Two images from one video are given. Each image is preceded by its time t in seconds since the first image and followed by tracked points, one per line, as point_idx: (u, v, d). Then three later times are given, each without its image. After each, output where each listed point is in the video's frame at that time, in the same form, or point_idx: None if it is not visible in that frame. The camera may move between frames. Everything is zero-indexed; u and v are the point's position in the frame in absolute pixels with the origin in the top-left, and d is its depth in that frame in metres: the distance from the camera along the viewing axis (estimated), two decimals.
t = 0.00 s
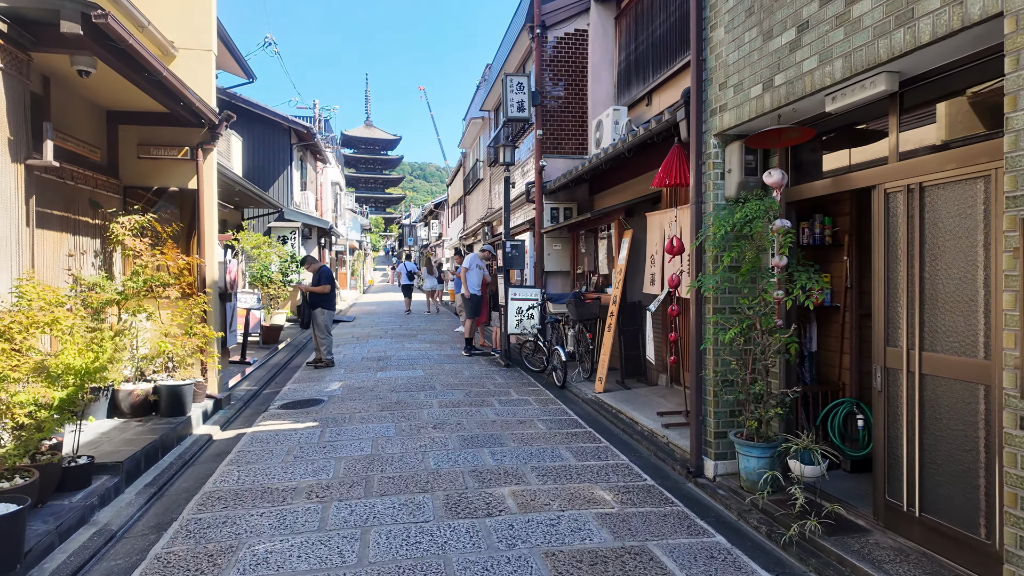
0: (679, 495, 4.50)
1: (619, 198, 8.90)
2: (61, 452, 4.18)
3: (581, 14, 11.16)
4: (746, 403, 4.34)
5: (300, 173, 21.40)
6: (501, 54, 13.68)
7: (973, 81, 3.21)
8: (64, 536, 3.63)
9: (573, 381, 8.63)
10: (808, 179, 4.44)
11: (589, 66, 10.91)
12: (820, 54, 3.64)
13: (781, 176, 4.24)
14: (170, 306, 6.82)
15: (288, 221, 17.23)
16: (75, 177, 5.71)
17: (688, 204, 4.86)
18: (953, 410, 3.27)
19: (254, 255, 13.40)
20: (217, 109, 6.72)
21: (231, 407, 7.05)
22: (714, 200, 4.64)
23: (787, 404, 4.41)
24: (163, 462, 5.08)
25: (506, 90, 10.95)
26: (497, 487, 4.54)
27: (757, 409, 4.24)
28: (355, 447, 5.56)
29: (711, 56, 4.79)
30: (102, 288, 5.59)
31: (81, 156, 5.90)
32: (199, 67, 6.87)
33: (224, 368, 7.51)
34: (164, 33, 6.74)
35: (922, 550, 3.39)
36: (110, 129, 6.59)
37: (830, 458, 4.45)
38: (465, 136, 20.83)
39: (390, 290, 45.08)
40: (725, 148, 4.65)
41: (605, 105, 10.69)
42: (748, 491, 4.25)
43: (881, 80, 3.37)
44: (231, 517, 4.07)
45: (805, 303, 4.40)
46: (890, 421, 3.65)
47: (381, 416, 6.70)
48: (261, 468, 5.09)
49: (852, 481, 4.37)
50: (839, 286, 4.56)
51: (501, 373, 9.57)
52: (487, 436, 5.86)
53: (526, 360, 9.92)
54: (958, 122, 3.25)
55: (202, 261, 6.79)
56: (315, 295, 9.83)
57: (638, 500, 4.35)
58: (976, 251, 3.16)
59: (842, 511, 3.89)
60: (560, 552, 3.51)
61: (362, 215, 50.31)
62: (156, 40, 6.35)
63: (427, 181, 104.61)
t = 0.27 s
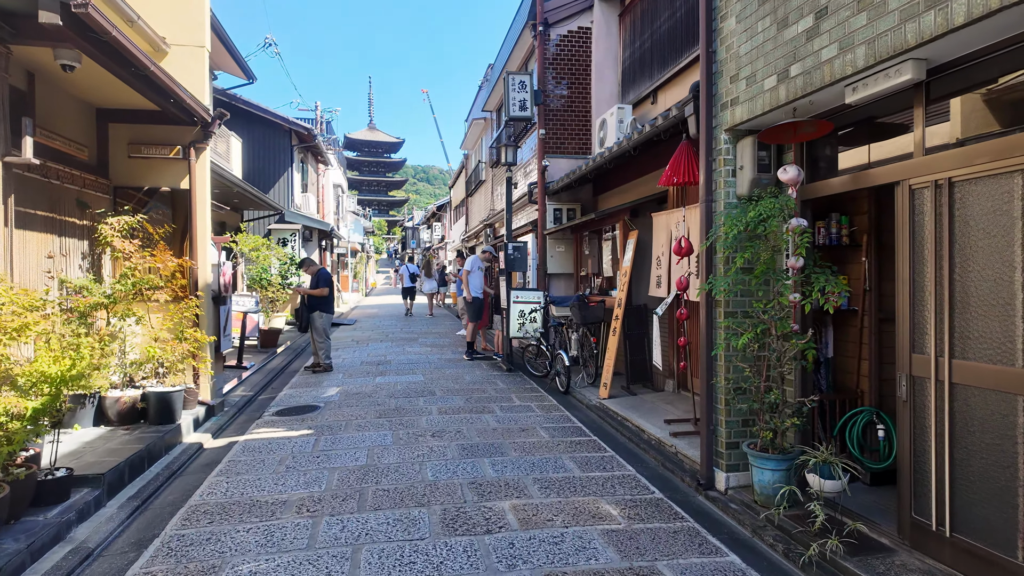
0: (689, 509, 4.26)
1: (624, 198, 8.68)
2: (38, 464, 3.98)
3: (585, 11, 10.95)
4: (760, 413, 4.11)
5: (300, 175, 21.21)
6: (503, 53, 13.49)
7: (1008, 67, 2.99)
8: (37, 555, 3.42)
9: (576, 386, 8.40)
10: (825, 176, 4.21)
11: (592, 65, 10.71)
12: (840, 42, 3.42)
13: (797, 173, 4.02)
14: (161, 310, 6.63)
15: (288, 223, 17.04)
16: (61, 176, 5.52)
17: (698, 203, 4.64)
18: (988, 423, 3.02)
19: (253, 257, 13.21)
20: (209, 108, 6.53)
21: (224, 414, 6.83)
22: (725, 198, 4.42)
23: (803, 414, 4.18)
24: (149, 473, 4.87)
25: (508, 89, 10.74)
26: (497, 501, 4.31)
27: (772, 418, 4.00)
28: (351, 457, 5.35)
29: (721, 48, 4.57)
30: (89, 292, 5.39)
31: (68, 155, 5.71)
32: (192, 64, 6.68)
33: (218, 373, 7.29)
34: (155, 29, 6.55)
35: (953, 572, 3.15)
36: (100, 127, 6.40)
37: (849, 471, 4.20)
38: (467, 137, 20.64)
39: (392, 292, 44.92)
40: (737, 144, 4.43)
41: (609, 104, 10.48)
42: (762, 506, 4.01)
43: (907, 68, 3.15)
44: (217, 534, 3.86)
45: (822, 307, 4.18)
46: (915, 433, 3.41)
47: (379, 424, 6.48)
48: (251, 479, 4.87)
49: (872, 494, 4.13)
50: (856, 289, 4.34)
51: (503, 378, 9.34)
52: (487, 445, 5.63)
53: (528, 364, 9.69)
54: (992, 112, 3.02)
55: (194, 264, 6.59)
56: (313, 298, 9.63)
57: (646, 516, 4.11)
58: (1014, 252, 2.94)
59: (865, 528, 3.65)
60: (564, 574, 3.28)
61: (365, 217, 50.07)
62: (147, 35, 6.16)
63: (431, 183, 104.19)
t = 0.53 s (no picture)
0: (698, 532, 4.02)
1: (629, 203, 8.46)
2: (11, 484, 3.77)
3: (588, 13, 10.77)
4: (774, 430, 3.87)
5: (303, 181, 21.10)
6: (506, 56, 13.32)
7: None
8: None
9: (581, 396, 8.15)
10: (841, 179, 3.98)
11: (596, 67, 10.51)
12: (860, 36, 3.20)
13: (813, 175, 3.79)
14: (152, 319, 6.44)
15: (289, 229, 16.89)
16: (46, 182, 5.34)
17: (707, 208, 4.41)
18: None
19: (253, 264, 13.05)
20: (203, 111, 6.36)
21: (217, 426, 6.63)
22: (735, 203, 4.20)
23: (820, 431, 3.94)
24: (133, 491, 4.66)
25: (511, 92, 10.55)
26: (495, 523, 4.08)
27: (787, 436, 3.76)
28: (345, 473, 5.13)
29: (731, 45, 4.36)
30: (75, 301, 5.20)
31: (55, 159, 5.53)
32: (184, 67, 6.51)
33: (211, 383, 7.08)
34: (147, 30, 6.38)
35: None
36: (89, 131, 6.23)
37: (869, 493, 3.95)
38: (471, 142, 20.49)
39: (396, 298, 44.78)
40: (749, 146, 4.20)
41: (613, 107, 10.28)
42: (777, 530, 3.76)
43: (934, 62, 2.92)
44: (198, 559, 3.64)
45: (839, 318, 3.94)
46: (944, 457, 3.16)
47: (376, 437, 6.26)
48: (239, 497, 4.66)
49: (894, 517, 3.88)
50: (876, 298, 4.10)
51: (505, 387, 9.11)
52: (487, 461, 5.40)
53: (531, 373, 9.45)
54: None
55: (186, 271, 6.40)
56: (312, 305, 9.43)
57: (653, 540, 3.87)
58: None
59: (888, 556, 3.40)
60: None
61: (369, 223, 50.04)
62: (138, 37, 6.00)
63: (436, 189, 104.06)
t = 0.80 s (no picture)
0: (710, 550, 3.81)
1: (635, 209, 8.31)
2: None
3: (593, 17, 10.66)
4: (790, 443, 3.68)
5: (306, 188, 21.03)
6: (510, 62, 13.23)
7: None
8: None
9: (586, 407, 7.96)
10: (859, 180, 3.81)
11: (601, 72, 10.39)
12: (880, 28, 3.04)
13: (829, 176, 3.62)
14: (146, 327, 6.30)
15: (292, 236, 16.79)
16: (37, 186, 5.22)
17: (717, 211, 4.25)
18: None
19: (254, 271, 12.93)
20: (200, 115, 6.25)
21: (212, 437, 6.46)
22: (747, 205, 4.03)
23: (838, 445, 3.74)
24: (121, 504, 4.49)
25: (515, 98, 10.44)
26: (497, 541, 3.89)
27: (803, 450, 3.57)
28: (341, 486, 4.95)
29: (742, 43, 4.21)
30: (65, 308, 5.06)
31: (47, 163, 5.42)
32: (182, 70, 6.40)
33: (207, 393, 6.90)
34: (145, 33, 6.29)
35: None
36: (84, 135, 6.12)
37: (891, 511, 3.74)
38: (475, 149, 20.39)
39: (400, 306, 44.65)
40: (761, 146, 4.04)
41: (618, 112, 10.14)
42: (794, 550, 3.55)
43: (960, 54, 2.76)
44: None
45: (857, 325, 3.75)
46: (974, 473, 2.96)
47: (375, 449, 6.08)
48: (230, 511, 4.48)
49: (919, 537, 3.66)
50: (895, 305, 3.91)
51: (509, 397, 8.91)
52: (489, 474, 5.21)
53: (535, 383, 9.26)
54: None
55: (182, 278, 6.27)
56: (313, 313, 9.28)
57: (663, 559, 3.67)
58: None
59: None
60: None
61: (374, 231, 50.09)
62: (135, 40, 5.90)
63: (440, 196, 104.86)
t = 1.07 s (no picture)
0: (728, 565, 3.61)
1: (643, 211, 8.13)
2: None
3: (600, 17, 10.53)
4: (813, 453, 3.48)
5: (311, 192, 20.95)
6: (516, 64, 13.12)
7: None
8: None
9: (593, 413, 7.76)
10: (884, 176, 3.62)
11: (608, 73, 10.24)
12: (912, 10, 2.86)
13: (853, 172, 3.43)
14: (143, 330, 6.15)
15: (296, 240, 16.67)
16: (32, 184, 5.10)
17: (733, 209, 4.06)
18: None
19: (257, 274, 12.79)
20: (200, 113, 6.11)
21: (211, 443, 6.29)
22: (765, 203, 3.85)
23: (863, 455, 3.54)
24: (113, 513, 4.32)
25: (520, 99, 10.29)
26: (504, 554, 3.69)
27: (828, 459, 3.38)
28: (342, 495, 4.77)
29: (759, 33, 4.03)
30: (59, 309, 4.91)
31: (43, 161, 5.29)
32: (182, 68, 6.27)
33: (207, 398, 6.74)
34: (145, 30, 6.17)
35: None
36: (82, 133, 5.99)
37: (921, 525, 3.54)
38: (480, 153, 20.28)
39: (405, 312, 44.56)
40: (780, 141, 3.85)
41: (626, 113, 9.98)
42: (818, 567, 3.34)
43: (1001, 36, 2.57)
44: None
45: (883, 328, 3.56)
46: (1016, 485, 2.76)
47: (377, 456, 5.90)
48: (226, 521, 4.30)
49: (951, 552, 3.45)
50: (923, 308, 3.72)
51: (514, 402, 8.72)
52: (495, 482, 5.02)
53: (541, 388, 9.06)
54: None
55: (180, 280, 6.12)
56: (315, 317, 9.13)
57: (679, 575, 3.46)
58: None
59: None
60: None
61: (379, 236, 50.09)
62: (134, 36, 5.77)
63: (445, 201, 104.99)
